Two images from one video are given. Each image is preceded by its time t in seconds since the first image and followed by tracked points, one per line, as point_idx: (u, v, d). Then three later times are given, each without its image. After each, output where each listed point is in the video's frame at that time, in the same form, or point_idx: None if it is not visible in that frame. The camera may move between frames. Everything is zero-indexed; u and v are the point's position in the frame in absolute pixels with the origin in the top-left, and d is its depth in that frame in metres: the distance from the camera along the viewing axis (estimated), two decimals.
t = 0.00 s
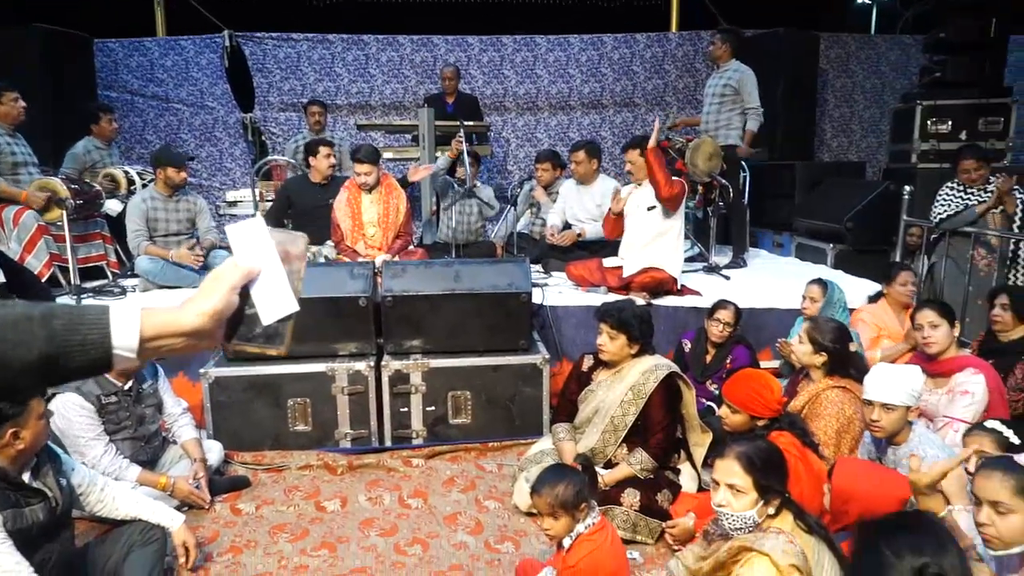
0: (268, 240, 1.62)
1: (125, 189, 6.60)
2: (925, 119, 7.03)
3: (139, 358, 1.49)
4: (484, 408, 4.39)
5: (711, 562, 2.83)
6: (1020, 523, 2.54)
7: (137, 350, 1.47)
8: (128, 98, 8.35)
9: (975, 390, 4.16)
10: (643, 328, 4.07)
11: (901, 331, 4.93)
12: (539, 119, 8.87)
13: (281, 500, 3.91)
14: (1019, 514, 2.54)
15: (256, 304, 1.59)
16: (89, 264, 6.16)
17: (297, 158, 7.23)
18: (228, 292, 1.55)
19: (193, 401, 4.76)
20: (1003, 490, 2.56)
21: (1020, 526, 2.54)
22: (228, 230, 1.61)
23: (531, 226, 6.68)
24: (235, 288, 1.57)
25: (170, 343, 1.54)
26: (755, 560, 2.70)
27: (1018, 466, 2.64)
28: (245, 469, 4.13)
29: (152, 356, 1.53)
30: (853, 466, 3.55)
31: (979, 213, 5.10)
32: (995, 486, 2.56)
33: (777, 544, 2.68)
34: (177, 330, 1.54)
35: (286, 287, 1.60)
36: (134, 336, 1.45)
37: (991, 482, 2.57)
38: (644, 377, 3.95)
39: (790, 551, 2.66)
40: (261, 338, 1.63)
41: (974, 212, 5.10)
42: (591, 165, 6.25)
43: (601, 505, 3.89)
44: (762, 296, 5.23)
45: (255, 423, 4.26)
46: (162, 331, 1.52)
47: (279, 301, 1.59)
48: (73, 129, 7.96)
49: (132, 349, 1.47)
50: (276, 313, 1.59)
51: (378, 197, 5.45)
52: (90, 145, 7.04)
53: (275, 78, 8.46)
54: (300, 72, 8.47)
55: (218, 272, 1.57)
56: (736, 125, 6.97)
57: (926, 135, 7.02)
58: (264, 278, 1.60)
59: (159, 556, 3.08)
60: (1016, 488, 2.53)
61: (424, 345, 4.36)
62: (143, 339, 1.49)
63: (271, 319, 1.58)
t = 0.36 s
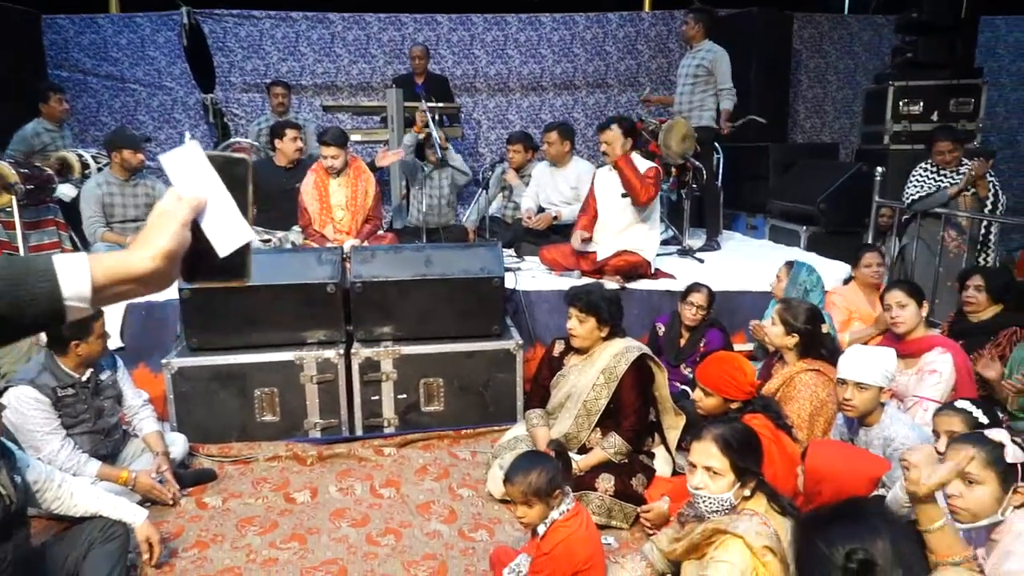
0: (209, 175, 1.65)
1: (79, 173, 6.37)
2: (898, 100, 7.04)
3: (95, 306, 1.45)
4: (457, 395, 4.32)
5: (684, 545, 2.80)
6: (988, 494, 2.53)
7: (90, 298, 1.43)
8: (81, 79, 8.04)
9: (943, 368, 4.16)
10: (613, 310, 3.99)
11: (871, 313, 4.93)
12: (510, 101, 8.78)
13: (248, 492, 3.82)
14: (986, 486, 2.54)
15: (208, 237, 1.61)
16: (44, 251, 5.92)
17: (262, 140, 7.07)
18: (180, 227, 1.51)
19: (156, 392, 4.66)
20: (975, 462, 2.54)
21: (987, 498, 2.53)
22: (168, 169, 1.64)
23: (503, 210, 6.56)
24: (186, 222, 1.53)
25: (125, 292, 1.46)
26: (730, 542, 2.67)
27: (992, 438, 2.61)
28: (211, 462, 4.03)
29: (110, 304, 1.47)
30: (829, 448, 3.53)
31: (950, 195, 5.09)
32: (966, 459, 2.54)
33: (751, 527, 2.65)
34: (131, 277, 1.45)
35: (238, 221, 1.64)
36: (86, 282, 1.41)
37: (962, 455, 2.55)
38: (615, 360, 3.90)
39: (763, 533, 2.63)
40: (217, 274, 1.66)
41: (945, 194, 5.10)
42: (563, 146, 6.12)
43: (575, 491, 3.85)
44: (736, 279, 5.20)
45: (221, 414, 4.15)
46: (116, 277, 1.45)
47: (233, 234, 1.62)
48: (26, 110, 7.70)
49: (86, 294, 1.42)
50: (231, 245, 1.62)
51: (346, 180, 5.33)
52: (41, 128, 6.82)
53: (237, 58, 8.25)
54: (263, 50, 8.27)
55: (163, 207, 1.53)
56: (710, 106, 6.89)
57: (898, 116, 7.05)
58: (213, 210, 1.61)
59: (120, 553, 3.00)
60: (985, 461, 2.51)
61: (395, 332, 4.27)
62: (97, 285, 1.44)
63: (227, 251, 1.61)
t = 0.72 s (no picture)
0: (174, 198, 1.37)
1: (13, 151, 6.07)
2: (893, 70, 6.81)
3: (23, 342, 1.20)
4: (429, 386, 4.09)
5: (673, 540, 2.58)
6: (988, 478, 2.38)
7: (19, 333, 1.18)
8: (12, 45, 6.81)
9: (939, 352, 3.95)
10: (592, 293, 3.76)
11: (858, 296, 4.74)
12: (484, 70, 8.44)
13: (206, 493, 3.59)
14: (987, 469, 2.38)
15: (165, 273, 1.34)
16: None
17: (215, 115, 6.71)
18: (133, 258, 1.26)
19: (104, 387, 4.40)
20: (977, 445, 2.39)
21: (987, 482, 2.37)
22: (125, 186, 1.36)
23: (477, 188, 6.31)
24: (139, 254, 1.28)
25: (61, 326, 1.22)
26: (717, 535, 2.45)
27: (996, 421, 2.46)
28: (165, 461, 3.78)
29: (42, 339, 1.22)
30: (817, 435, 3.29)
31: (948, 168, 4.95)
32: (967, 440, 2.38)
33: (739, 518, 2.45)
34: (69, 310, 1.21)
35: (202, 257, 1.36)
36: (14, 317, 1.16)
37: (963, 435, 2.40)
38: (597, 346, 3.66)
39: (753, 524, 2.43)
40: (175, 312, 1.40)
41: (943, 169, 4.94)
42: (542, 120, 5.79)
43: (555, 486, 3.62)
44: (725, 260, 5.01)
45: (175, 410, 3.90)
46: (52, 307, 1.20)
47: (194, 269, 1.35)
48: None
49: (14, 331, 1.17)
50: (191, 283, 1.34)
51: (307, 157, 5.05)
52: None
53: (187, 23, 7.82)
54: (215, 16, 7.86)
55: (115, 235, 1.29)
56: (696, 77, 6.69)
57: (893, 86, 6.82)
58: (173, 241, 1.35)
59: (65, 563, 2.75)
60: (988, 443, 2.36)
61: (363, 319, 4.03)
62: (28, 318, 1.19)
63: (185, 289, 1.34)
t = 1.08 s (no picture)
0: (136, 190, 1.24)
1: None
2: (862, 47, 6.80)
3: None
4: (397, 371, 4.01)
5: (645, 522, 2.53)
6: (977, 455, 2.41)
7: None
8: None
9: (906, 330, 3.89)
10: (566, 276, 3.70)
11: (826, 276, 4.73)
12: (450, 48, 8.28)
13: (167, 484, 3.48)
14: (980, 447, 2.41)
15: (125, 271, 1.20)
16: None
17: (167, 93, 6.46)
18: (88, 255, 1.14)
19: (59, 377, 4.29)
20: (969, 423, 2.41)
21: (976, 459, 2.41)
22: (85, 180, 1.23)
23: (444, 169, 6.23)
24: (96, 250, 1.16)
25: (16, 322, 1.14)
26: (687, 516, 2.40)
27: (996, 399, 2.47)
28: (123, 453, 3.66)
29: None
30: (784, 411, 3.26)
31: (917, 148, 4.98)
32: (963, 416, 2.41)
33: (708, 498, 2.39)
34: (24, 308, 1.13)
35: (165, 256, 1.21)
36: None
37: (959, 411, 2.42)
38: (569, 329, 3.60)
39: (723, 504, 2.38)
40: (135, 314, 1.30)
41: (910, 148, 4.97)
42: (505, 101, 5.72)
43: (527, 470, 3.61)
44: (694, 240, 4.98)
45: (133, 400, 3.78)
46: None
47: (153, 267, 1.20)
48: None
49: None
50: (152, 282, 1.20)
51: (267, 137, 4.91)
52: None
53: None
54: None
55: (73, 230, 1.17)
56: (666, 53, 6.61)
57: (862, 64, 6.81)
58: (135, 239, 1.21)
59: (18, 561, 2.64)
60: (983, 422, 2.39)
61: (327, 305, 3.94)
62: None
63: (145, 288, 1.19)
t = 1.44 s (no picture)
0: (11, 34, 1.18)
1: None
2: (834, 19, 6.73)
3: None
4: (360, 357, 3.89)
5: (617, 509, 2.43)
6: (955, 431, 2.37)
7: None
8: None
9: (874, 305, 3.76)
10: (535, 258, 3.56)
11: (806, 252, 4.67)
12: (411, 19, 7.84)
13: (119, 480, 3.33)
14: (957, 424, 2.37)
15: None
16: None
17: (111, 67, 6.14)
18: None
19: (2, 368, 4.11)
20: (947, 399, 2.37)
21: (954, 435, 2.37)
22: None
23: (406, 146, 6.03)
24: None
25: None
26: (658, 500, 2.28)
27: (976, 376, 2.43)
28: (71, 448, 3.50)
29: None
30: (759, 393, 3.12)
31: (886, 120, 4.90)
32: (942, 391, 2.37)
33: (680, 482, 2.28)
34: None
35: (37, 96, 1.17)
36: None
37: (940, 386, 2.37)
38: (537, 312, 3.50)
39: (695, 488, 2.27)
40: None
41: (881, 120, 4.91)
42: (459, 80, 5.49)
43: (495, 457, 3.46)
44: (665, 218, 4.88)
45: (81, 393, 3.62)
46: None
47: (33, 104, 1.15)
48: None
49: None
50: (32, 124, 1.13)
51: (219, 114, 4.73)
52: None
53: None
54: None
55: None
56: (635, 26, 6.43)
57: (834, 36, 6.74)
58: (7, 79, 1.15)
59: None
60: (963, 398, 2.34)
61: (285, 289, 3.80)
62: None
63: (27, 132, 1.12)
